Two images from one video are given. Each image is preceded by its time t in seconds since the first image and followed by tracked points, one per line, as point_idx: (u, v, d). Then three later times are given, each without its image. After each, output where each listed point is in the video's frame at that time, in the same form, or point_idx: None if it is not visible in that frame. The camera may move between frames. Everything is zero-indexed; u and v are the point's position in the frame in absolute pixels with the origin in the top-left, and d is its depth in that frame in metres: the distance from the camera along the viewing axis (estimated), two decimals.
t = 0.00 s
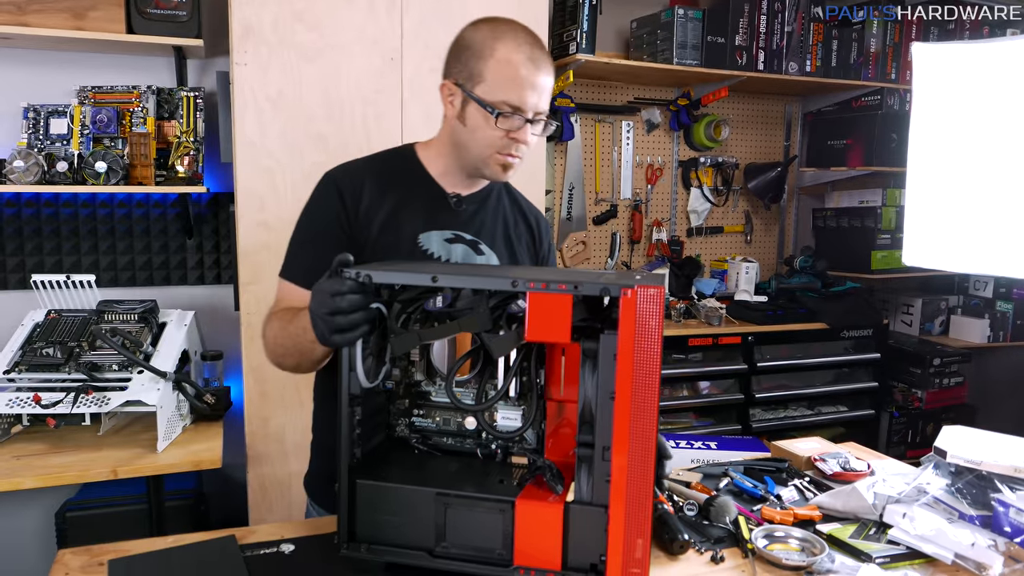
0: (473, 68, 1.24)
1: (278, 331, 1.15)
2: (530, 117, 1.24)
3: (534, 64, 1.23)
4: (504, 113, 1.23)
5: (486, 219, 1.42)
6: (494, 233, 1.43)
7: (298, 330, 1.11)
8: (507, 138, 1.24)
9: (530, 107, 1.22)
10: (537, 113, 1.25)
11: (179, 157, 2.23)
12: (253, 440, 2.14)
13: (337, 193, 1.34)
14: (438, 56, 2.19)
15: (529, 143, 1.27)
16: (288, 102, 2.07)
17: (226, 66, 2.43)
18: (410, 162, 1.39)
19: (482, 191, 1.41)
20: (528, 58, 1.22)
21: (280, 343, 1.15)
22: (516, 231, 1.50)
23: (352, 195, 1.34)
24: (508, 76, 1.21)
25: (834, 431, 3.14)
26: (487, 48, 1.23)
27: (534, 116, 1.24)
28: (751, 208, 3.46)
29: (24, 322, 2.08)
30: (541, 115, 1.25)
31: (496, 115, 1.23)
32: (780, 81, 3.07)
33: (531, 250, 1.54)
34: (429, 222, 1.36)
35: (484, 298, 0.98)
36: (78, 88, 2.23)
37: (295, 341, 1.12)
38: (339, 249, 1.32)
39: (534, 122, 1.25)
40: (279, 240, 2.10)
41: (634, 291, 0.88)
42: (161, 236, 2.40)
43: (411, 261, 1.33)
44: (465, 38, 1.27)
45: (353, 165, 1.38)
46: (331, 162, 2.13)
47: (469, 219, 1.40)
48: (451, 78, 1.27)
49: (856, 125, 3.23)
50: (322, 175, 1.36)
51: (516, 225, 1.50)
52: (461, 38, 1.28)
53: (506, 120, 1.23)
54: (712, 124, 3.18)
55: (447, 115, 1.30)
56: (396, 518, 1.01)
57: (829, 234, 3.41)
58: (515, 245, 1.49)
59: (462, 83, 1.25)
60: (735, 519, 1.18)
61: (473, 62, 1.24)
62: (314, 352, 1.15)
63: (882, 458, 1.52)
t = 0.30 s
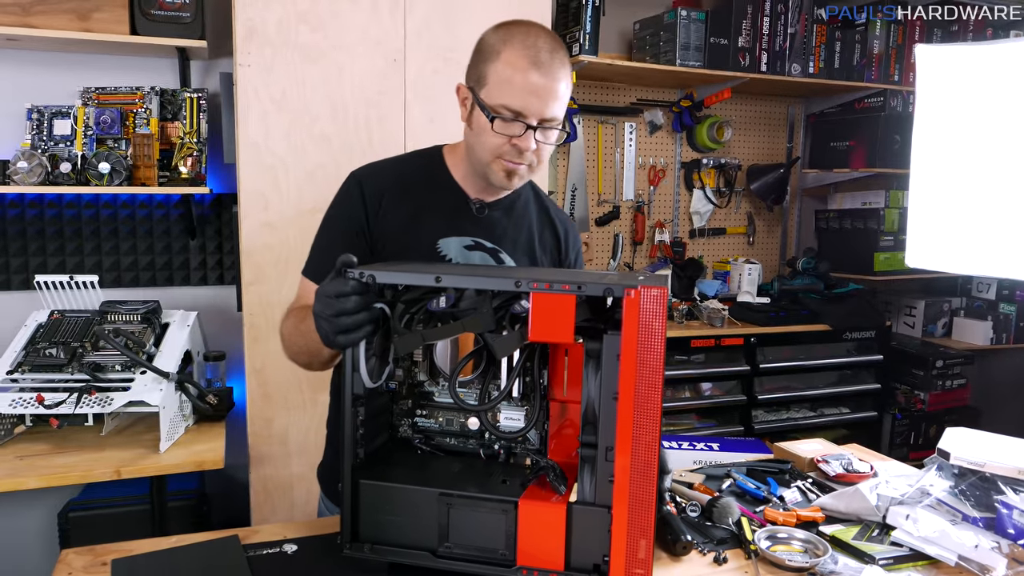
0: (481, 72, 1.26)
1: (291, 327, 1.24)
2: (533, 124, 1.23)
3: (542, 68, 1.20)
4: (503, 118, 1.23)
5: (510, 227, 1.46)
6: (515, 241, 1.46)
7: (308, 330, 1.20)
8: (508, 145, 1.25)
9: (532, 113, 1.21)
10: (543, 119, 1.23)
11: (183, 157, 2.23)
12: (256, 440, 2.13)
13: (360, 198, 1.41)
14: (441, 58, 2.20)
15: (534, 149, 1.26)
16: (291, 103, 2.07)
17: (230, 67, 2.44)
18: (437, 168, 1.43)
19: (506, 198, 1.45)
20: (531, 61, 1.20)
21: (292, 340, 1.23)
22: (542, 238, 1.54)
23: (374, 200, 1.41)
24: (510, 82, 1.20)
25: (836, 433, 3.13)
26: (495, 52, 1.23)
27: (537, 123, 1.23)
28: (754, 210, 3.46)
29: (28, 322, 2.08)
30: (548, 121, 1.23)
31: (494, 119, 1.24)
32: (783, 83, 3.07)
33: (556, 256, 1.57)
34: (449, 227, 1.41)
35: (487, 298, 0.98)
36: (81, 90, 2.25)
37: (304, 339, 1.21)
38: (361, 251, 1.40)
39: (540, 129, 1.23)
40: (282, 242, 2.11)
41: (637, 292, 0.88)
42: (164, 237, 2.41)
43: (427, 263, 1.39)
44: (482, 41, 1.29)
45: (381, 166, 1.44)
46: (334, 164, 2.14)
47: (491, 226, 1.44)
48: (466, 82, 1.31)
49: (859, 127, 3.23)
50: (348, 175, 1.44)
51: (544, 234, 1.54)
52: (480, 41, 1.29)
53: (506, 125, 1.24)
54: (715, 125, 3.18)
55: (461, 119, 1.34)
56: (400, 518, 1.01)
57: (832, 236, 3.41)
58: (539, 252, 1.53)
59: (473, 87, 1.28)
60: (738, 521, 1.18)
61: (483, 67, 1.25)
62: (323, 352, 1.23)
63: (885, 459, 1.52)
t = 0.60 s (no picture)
0: (508, 77, 1.28)
1: (300, 323, 1.27)
2: (564, 130, 1.26)
3: (571, 74, 1.23)
4: (534, 125, 1.26)
5: (526, 228, 1.45)
6: (530, 243, 1.46)
7: (314, 330, 1.23)
8: (538, 151, 1.27)
9: (564, 120, 1.24)
10: (572, 124, 1.26)
11: (186, 156, 2.23)
12: (259, 439, 2.14)
13: (375, 195, 1.42)
14: (444, 57, 2.20)
15: (564, 155, 1.29)
16: (294, 102, 2.07)
17: (233, 66, 2.44)
18: (454, 167, 1.44)
19: (525, 199, 1.45)
20: (562, 67, 1.22)
21: (302, 337, 1.26)
22: (559, 240, 1.53)
23: (390, 197, 1.42)
24: (542, 89, 1.23)
25: (840, 431, 3.12)
26: (524, 57, 1.25)
27: (567, 129, 1.26)
28: (757, 208, 3.46)
29: (32, 321, 2.09)
30: (577, 126, 1.26)
31: (524, 127, 1.26)
32: (786, 82, 3.07)
33: (573, 258, 1.57)
34: (463, 227, 1.42)
35: (492, 295, 0.97)
36: (85, 88, 2.26)
37: (312, 338, 1.24)
38: (375, 249, 1.41)
39: (569, 135, 1.26)
40: (286, 241, 2.11)
41: (642, 289, 0.89)
42: (167, 235, 2.41)
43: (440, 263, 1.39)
44: (506, 44, 1.31)
45: (397, 164, 1.45)
46: (338, 163, 2.14)
47: (507, 227, 1.43)
48: (490, 86, 1.33)
49: (863, 125, 3.23)
50: (366, 171, 1.46)
51: (562, 235, 1.54)
52: (504, 44, 1.31)
53: (537, 132, 1.26)
54: (718, 124, 3.19)
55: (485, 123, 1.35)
56: (405, 514, 1.01)
57: (836, 235, 3.40)
58: (556, 253, 1.52)
59: (499, 92, 1.30)
60: (742, 518, 1.17)
61: (510, 72, 1.28)
62: (331, 351, 1.28)
63: (889, 458, 1.52)
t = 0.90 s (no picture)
0: (550, 82, 1.29)
1: (312, 317, 1.28)
2: (602, 140, 1.28)
3: (615, 86, 1.26)
4: (575, 133, 1.27)
5: (542, 228, 1.47)
6: (546, 242, 1.47)
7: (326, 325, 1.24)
8: (574, 158, 1.30)
9: (604, 130, 1.27)
10: (609, 134, 1.29)
11: (197, 155, 2.25)
12: (270, 436, 2.15)
13: (392, 191, 1.43)
14: (453, 56, 2.21)
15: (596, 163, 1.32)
16: (304, 100, 2.08)
17: (243, 65, 2.46)
18: (471, 164, 1.45)
19: (541, 199, 1.47)
20: (607, 78, 1.25)
21: (313, 330, 1.27)
22: (573, 240, 1.55)
23: (407, 193, 1.42)
24: (586, 98, 1.25)
25: (849, 430, 3.12)
26: (569, 65, 1.27)
27: (604, 139, 1.29)
28: (766, 206, 3.45)
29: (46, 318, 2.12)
30: (613, 136, 1.30)
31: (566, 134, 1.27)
32: (795, 79, 3.05)
33: (586, 257, 1.58)
34: (480, 224, 1.42)
35: (501, 293, 0.98)
36: (97, 88, 2.28)
37: (325, 332, 1.25)
38: (390, 245, 1.41)
39: (606, 144, 1.30)
40: (297, 239, 2.12)
41: (651, 287, 0.89)
42: (178, 234, 2.43)
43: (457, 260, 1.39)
44: (546, 47, 1.31)
45: (414, 161, 1.46)
46: (345, 161, 2.15)
47: (523, 226, 1.44)
48: (527, 87, 1.33)
49: (872, 123, 3.22)
50: (382, 167, 1.46)
51: (576, 234, 1.55)
52: (545, 48, 1.32)
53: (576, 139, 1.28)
54: (727, 121, 3.18)
55: (518, 124, 1.36)
56: (416, 510, 1.02)
57: (845, 232, 3.39)
58: (571, 253, 1.54)
59: (538, 95, 1.31)
60: (751, 515, 1.18)
61: (554, 77, 1.28)
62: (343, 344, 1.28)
63: (899, 456, 1.51)
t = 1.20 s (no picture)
0: (554, 83, 1.29)
1: (318, 317, 1.28)
2: (605, 141, 1.29)
3: (619, 88, 1.25)
4: (579, 134, 1.27)
5: (547, 227, 1.46)
6: (551, 242, 1.47)
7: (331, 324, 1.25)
8: (577, 159, 1.30)
9: (607, 131, 1.27)
10: (612, 135, 1.29)
11: (204, 156, 2.26)
12: (275, 435, 2.16)
13: (396, 193, 1.44)
14: (458, 56, 2.21)
15: (599, 164, 1.32)
16: (310, 101, 2.09)
17: (250, 65, 2.47)
18: (475, 165, 1.45)
19: (545, 199, 1.47)
20: (612, 80, 1.24)
21: (318, 330, 1.28)
22: (578, 238, 1.54)
23: (411, 195, 1.43)
24: (591, 99, 1.24)
25: (855, 430, 3.11)
26: (574, 66, 1.26)
27: (607, 140, 1.29)
28: (771, 206, 3.44)
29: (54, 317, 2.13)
30: (616, 137, 1.30)
31: (569, 134, 1.27)
32: (800, 78, 3.05)
33: (592, 255, 1.58)
34: (485, 224, 1.42)
35: (507, 293, 0.99)
36: (105, 88, 2.29)
37: (329, 332, 1.26)
38: (394, 247, 1.42)
39: (608, 145, 1.30)
40: (303, 239, 2.13)
41: (657, 290, 0.89)
42: (185, 233, 2.44)
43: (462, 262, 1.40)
44: (551, 47, 1.31)
45: (419, 162, 1.47)
46: (351, 161, 2.16)
47: (528, 226, 1.44)
48: (532, 87, 1.33)
49: (878, 122, 3.21)
50: (386, 169, 1.47)
51: (581, 233, 1.54)
52: (550, 48, 1.31)
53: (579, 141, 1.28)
54: (732, 121, 3.17)
55: (523, 124, 1.36)
56: (421, 510, 1.03)
57: (851, 232, 3.38)
58: (576, 251, 1.53)
59: (542, 96, 1.31)
60: (755, 514, 1.18)
61: (559, 77, 1.28)
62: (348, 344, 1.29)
63: (903, 456, 1.51)
